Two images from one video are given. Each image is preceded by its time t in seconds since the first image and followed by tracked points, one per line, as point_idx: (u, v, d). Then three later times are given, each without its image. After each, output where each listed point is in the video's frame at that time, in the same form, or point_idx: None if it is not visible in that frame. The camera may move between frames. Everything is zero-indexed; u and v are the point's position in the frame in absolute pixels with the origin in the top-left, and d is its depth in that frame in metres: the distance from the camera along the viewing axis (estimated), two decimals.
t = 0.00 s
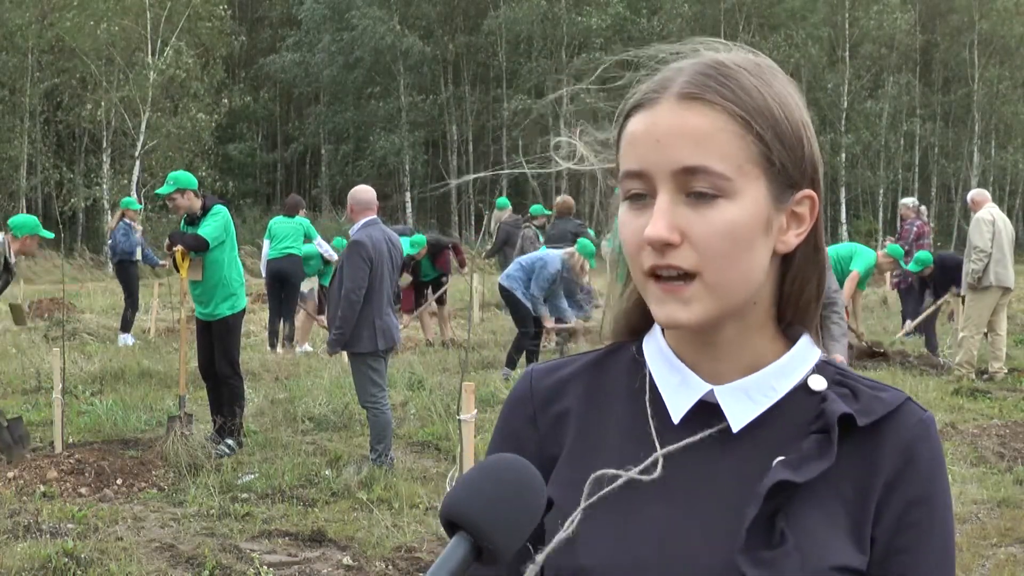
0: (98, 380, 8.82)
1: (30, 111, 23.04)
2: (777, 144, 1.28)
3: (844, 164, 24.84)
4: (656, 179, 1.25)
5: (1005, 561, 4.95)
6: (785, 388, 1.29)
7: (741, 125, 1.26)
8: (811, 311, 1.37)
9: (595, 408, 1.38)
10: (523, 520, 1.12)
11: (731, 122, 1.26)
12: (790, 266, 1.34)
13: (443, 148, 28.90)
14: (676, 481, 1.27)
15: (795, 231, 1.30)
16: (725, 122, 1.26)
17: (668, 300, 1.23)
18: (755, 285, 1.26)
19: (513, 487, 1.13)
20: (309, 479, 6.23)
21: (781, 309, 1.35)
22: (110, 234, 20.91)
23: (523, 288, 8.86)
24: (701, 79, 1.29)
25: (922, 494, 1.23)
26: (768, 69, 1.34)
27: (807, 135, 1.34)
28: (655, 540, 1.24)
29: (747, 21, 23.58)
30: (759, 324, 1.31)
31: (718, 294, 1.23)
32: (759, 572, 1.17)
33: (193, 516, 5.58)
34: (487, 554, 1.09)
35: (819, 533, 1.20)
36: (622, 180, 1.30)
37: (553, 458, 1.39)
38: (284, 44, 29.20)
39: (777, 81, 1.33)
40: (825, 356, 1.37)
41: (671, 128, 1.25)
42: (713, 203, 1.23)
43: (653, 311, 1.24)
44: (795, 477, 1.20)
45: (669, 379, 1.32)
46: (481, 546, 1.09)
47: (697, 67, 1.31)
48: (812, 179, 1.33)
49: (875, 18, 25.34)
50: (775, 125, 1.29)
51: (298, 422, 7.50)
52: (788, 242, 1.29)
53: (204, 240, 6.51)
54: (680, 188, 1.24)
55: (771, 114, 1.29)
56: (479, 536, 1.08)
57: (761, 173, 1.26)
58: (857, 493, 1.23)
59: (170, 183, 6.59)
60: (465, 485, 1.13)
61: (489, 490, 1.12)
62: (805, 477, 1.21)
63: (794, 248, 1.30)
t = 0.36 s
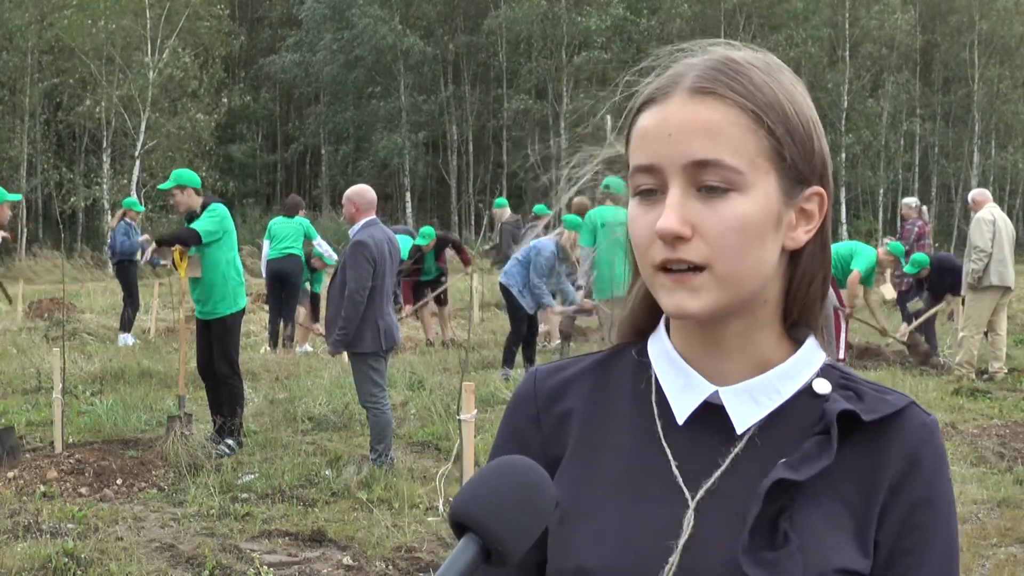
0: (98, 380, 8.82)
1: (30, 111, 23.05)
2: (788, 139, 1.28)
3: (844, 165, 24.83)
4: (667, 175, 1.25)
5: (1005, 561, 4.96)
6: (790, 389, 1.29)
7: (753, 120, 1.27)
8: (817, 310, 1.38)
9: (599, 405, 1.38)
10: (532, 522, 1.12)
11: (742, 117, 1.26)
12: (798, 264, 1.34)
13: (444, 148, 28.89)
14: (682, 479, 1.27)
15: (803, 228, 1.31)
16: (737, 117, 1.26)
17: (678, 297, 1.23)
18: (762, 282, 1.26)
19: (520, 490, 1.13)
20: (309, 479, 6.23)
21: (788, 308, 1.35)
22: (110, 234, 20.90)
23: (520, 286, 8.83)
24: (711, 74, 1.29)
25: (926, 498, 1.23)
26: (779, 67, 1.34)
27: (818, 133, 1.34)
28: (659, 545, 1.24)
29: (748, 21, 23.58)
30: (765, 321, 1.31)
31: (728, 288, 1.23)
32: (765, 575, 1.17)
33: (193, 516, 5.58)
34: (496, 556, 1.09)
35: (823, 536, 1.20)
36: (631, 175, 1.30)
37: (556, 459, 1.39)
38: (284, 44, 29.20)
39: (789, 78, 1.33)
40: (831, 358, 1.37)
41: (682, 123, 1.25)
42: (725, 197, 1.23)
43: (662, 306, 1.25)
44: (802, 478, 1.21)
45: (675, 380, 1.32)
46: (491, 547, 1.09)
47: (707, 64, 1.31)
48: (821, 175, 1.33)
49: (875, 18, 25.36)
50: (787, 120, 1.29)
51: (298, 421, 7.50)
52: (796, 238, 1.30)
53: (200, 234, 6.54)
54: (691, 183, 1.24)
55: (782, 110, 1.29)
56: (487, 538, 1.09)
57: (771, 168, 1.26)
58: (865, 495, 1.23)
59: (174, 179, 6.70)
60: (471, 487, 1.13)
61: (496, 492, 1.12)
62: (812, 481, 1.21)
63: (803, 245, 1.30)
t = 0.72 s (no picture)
0: (98, 380, 8.82)
1: (31, 111, 23.07)
2: (792, 138, 1.28)
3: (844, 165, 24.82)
4: (670, 169, 1.25)
5: (1006, 561, 4.95)
6: (792, 391, 1.29)
7: (758, 119, 1.27)
8: (821, 313, 1.38)
9: (602, 407, 1.38)
10: (538, 524, 1.11)
11: (747, 113, 1.27)
12: (801, 265, 1.34)
13: (443, 148, 28.88)
14: (686, 481, 1.27)
15: (806, 229, 1.30)
16: (741, 113, 1.27)
17: (681, 292, 1.23)
18: (766, 279, 1.26)
19: (526, 493, 1.13)
20: (309, 479, 6.23)
21: (791, 309, 1.35)
22: (110, 234, 20.90)
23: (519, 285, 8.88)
24: (718, 72, 1.29)
25: (930, 502, 1.22)
26: (785, 69, 1.34)
27: (823, 135, 1.34)
28: (660, 547, 1.24)
29: (749, 21, 23.57)
30: (767, 321, 1.31)
31: (729, 285, 1.23)
32: None
33: (193, 516, 5.58)
34: (503, 558, 1.09)
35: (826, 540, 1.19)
36: (634, 171, 1.30)
37: (559, 459, 1.39)
38: (285, 44, 29.19)
39: (795, 80, 1.33)
40: (835, 360, 1.37)
41: (686, 119, 1.26)
42: (728, 192, 1.23)
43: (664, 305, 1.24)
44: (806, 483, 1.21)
45: (677, 382, 1.32)
46: (496, 552, 1.08)
47: (715, 62, 1.31)
48: (825, 177, 1.33)
49: (875, 18, 25.36)
50: (792, 120, 1.29)
51: (299, 421, 7.50)
52: (798, 240, 1.29)
53: (216, 241, 6.57)
54: (694, 179, 1.24)
55: (788, 110, 1.30)
56: (493, 541, 1.08)
57: (774, 166, 1.26)
58: (866, 498, 1.23)
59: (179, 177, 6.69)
60: (478, 490, 1.13)
61: (503, 496, 1.11)
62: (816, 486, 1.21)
63: (805, 245, 1.30)
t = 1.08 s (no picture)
0: (98, 380, 8.81)
1: (31, 111, 23.08)
2: (787, 141, 1.28)
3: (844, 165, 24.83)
4: (666, 178, 1.25)
5: (1005, 561, 4.96)
6: (798, 393, 1.29)
7: (749, 123, 1.26)
8: (827, 312, 1.37)
9: (610, 408, 1.38)
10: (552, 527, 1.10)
11: (739, 119, 1.26)
12: (804, 264, 1.34)
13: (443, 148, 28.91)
14: (692, 482, 1.27)
15: (808, 227, 1.30)
16: (734, 119, 1.26)
17: (684, 302, 1.23)
18: (767, 284, 1.26)
19: (539, 495, 1.11)
20: (309, 479, 6.22)
21: (797, 308, 1.35)
22: (110, 234, 20.91)
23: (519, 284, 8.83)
24: (709, 78, 1.29)
25: (934, 504, 1.23)
26: (778, 68, 1.34)
27: (819, 133, 1.33)
28: (666, 547, 1.23)
29: (749, 22, 23.59)
30: (772, 323, 1.31)
31: (732, 292, 1.23)
32: None
33: (193, 516, 5.58)
34: (519, 567, 1.06)
35: (831, 542, 1.19)
36: (633, 180, 1.30)
37: (565, 459, 1.40)
38: (285, 44, 29.19)
39: (787, 79, 1.33)
40: (842, 361, 1.36)
41: (678, 127, 1.26)
42: (723, 200, 1.23)
43: (667, 312, 1.25)
44: (813, 487, 1.21)
45: (682, 380, 1.33)
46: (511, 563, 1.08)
47: (705, 68, 1.31)
48: (825, 176, 1.33)
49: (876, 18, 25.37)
50: (786, 121, 1.29)
51: (299, 421, 7.50)
52: (801, 238, 1.29)
53: (219, 251, 6.57)
54: (690, 187, 1.24)
55: (781, 111, 1.29)
56: (511, 549, 1.06)
57: (770, 169, 1.26)
58: (871, 501, 1.23)
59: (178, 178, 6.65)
60: (497, 495, 1.11)
61: (518, 496, 1.10)
62: (823, 487, 1.22)
63: (807, 244, 1.30)
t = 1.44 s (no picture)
0: (99, 380, 8.82)
1: (30, 111, 23.07)
2: (781, 140, 1.28)
3: (845, 165, 24.79)
4: (666, 188, 1.25)
5: (1005, 561, 4.96)
6: (799, 394, 1.29)
7: (744, 126, 1.26)
8: (827, 311, 1.37)
9: (608, 413, 1.38)
10: (561, 531, 1.10)
11: (732, 122, 1.26)
12: (807, 261, 1.34)
13: (443, 148, 28.91)
14: (693, 484, 1.27)
15: (811, 223, 1.31)
16: (727, 123, 1.26)
17: (689, 308, 1.23)
18: (770, 287, 1.26)
19: (541, 500, 1.10)
20: (309, 479, 6.22)
21: (800, 304, 1.35)
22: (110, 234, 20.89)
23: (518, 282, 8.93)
24: (700, 83, 1.29)
25: (936, 505, 1.23)
26: (767, 64, 1.34)
27: (815, 128, 1.34)
28: (666, 548, 1.23)
29: (750, 22, 23.61)
30: (776, 323, 1.31)
31: (735, 298, 1.23)
32: None
33: (193, 516, 5.58)
34: (522, 569, 1.05)
35: (832, 544, 1.19)
36: (631, 190, 1.30)
37: (565, 461, 1.40)
38: (284, 44, 29.18)
39: (777, 78, 1.33)
40: (844, 364, 1.36)
41: (672, 137, 1.25)
42: (723, 206, 1.23)
43: (672, 317, 1.25)
44: (814, 488, 1.21)
45: (683, 380, 1.32)
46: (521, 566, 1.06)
47: (695, 73, 1.31)
48: (823, 172, 1.33)
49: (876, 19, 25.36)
50: (779, 121, 1.29)
51: (298, 421, 7.50)
52: (804, 235, 1.30)
53: (215, 252, 6.57)
54: (690, 195, 1.24)
55: (774, 112, 1.29)
56: (516, 555, 1.05)
57: (768, 171, 1.26)
58: (870, 505, 1.23)
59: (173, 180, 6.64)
60: (503, 501, 1.10)
61: (520, 503, 1.09)
62: (824, 490, 1.22)
63: (811, 239, 1.31)
